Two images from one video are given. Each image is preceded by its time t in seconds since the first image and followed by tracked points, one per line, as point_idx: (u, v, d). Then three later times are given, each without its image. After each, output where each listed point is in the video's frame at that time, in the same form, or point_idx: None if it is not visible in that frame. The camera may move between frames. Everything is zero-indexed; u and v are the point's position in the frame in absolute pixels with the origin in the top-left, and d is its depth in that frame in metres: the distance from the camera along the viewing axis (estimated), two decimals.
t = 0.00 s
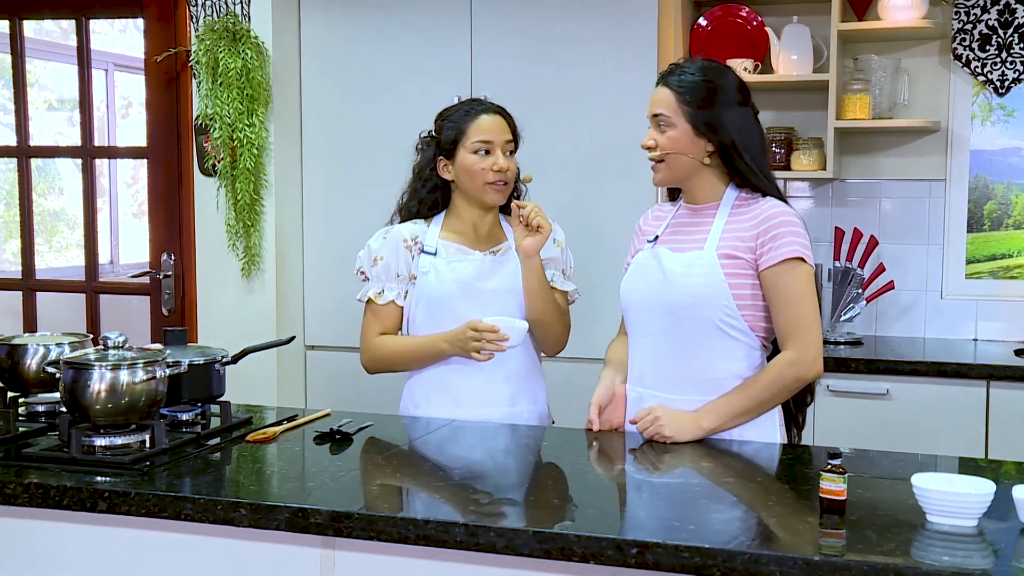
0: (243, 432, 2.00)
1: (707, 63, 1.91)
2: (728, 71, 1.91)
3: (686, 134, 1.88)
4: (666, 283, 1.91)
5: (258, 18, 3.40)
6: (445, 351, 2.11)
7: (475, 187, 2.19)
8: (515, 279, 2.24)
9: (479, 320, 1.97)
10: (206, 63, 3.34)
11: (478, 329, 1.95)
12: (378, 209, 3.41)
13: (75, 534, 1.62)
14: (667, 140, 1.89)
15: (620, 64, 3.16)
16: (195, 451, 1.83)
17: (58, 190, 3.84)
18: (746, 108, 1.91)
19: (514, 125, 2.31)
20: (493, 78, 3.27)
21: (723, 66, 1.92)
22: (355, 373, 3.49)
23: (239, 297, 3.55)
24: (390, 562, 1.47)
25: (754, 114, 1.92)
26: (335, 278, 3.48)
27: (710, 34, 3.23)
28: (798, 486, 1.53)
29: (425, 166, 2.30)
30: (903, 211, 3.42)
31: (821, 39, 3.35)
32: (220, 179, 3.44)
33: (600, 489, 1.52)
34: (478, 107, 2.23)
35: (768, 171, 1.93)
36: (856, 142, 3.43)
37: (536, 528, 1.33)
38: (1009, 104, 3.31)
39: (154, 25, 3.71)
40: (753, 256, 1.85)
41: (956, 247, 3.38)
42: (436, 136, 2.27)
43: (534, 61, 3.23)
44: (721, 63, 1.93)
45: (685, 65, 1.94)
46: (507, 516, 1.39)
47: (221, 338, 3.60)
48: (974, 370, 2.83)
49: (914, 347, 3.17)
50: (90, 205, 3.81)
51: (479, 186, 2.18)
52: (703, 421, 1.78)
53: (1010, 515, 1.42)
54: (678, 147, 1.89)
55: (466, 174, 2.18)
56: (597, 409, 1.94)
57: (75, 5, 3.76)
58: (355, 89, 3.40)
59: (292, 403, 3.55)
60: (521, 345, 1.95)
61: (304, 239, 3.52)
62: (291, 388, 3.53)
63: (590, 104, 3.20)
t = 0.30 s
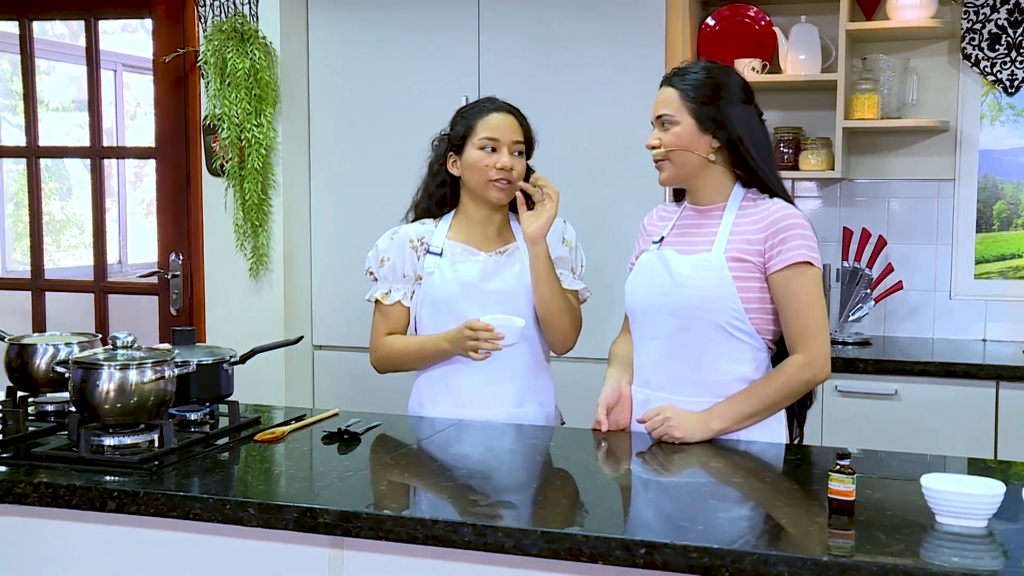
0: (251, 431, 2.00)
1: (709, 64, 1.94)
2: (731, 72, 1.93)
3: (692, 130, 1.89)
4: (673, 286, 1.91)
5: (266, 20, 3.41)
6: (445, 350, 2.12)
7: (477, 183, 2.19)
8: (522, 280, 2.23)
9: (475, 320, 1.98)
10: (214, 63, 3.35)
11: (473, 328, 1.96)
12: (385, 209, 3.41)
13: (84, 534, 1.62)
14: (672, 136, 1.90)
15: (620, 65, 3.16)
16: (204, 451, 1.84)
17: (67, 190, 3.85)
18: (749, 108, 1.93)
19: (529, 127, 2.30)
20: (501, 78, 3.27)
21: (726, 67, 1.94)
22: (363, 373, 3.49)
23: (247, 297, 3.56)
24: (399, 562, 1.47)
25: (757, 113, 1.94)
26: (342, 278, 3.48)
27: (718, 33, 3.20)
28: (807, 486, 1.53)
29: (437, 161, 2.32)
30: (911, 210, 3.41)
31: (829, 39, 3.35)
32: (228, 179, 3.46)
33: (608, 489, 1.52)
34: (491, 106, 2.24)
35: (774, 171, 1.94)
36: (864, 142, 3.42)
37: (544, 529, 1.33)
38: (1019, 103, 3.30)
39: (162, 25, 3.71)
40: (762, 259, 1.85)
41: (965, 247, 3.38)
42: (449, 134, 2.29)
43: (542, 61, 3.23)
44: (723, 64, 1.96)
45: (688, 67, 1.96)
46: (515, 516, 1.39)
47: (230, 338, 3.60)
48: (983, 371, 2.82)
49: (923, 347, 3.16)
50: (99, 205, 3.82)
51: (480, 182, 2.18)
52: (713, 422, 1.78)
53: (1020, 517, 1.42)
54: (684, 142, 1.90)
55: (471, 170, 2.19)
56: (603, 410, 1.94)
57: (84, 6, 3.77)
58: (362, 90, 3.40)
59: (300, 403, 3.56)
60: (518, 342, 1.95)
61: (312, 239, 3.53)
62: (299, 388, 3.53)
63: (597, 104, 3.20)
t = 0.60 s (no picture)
0: (263, 431, 2.01)
1: (716, 67, 1.95)
2: (738, 75, 1.94)
3: (698, 128, 1.89)
4: (683, 289, 1.90)
5: (278, 21, 3.42)
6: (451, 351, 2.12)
7: (498, 183, 2.19)
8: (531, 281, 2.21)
9: (479, 321, 1.98)
10: (226, 64, 3.36)
11: (478, 331, 1.96)
12: (396, 209, 3.42)
13: (98, 533, 1.63)
14: (678, 133, 1.90)
15: (620, 64, 3.17)
16: (216, 451, 1.84)
17: (79, 190, 3.87)
18: (756, 109, 1.93)
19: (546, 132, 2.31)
20: (511, 78, 3.27)
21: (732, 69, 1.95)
22: (374, 373, 3.49)
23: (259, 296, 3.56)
24: (411, 562, 1.47)
25: (764, 115, 1.94)
26: (354, 278, 3.48)
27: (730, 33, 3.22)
28: (819, 487, 1.52)
29: (452, 161, 2.31)
30: (924, 210, 3.40)
31: (841, 39, 3.34)
32: (240, 179, 3.47)
33: (620, 489, 1.51)
34: (512, 107, 2.24)
35: (782, 173, 1.94)
36: (877, 142, 3.41)
37: (556, 529, 1.33)
38: None
39: (175, 26, 3.73)
40: (771, 260, 1.84)
41: (977, 247, 3.36)
42: (466, 132, 2.28)
43: (553, 61, 3.23)
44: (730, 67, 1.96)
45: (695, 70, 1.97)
46: (526, 516, 1.39)
47: (242, 338, 3.61)
48: (995, 371, 2.81)
49: (935, 348, 3.15)
50: (111, 205, 3.83)
51: (500, 182, 2.18)
52: (725, 422, 1.78)
53: None
54: (691, 140, 1.90)
55: (491, 169, 2.19)
56: (614, 410, 1.94)
57: (97, 6, 3.78)
58: (373, 90, 3.41)
59: (312, 403, 3.57)
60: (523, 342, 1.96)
61: (323, 240, 3.53)
62: (310, 388, 3.54)
63: (608, 104, 3.19)
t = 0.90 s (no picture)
0: (271, 431, 2.01)
1: (713, 67, 1.95)
2: (735, 74, 1.93)
3: (698, 129, 1.89)
4: (689, 291, 1.90)
5: (287, 20, 3.43)
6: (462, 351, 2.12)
7: (511, 180, 2.19)
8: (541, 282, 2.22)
9: (494, 323, 1.98)
10: (234, 64, 3.37)
11: (493, 332, 1.96)
12: (404, 209, 3.42)
13: (107, 533, 1.63)
14: (678, 135, 1.90)
15: (628, 64, 3.16)
16: (225, 451, 1.84)
17: (88, 190, 3.88)
18: (754, 107, 1.93)
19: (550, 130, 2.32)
20: (519, 79, 3.27)
21: (729, 69, 1.95)
22: (382, 373, 3.50)
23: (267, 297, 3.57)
24: (420, 562, 1.47)
25: (763, 113, 1.94)
26: (362, 278, 3.49)
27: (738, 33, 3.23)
28: (828, 488, 1.52)
29: (461, 164, 2.31)
30: (933, 210, 3.39)
31: (849, 39, 3.33)
32: (248, 179, 3.47)
33: (628, 489, 1.51)
34: (517, 106, 2.26)
35: (783, 170, 1.94)
36: (886, 142, 3.40)
37: (564, 529, 1.33)
38: None
39: (183, 26, 3.73)
40: (776, 260, 1.84)
41: (987, 247, 3.35)
42: (472, 134, 2.29)
43: (560, 61, 3.23)
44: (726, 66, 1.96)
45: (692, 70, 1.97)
46: (535, 516, 1.39)
47: (250, 338, 3.62)
48: (1004, 372, 2.80)
49: (944, 348, 3.14)
50: (120, 205, 3.84)
51: (515, 178, 2.18)
52: (733, 422, 1.78)
53: None
54: (691, 141, 1.90)
55: (504, 167, 2.18)
56: (621, 410, 1.94)
57: (106, 7, 3.79)
58: (381, 90, 3.41)
59: (320, 403, 3.57)
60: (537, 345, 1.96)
61: (331, 240, 3.54)
62: (318, 387, 3.55)
63: (616, 104, 3.19)
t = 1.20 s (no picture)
0: (278, 431, 2.01)
1: (705, 67, 1.93)
2: (728, 74, 1.92)
3: (695, 134, 1.88)
4: (694, 294, 1.90)
5: (293, 20, 3.44)
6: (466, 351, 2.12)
7: (509, 182, 2.19)
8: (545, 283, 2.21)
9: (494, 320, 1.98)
10: (241, 65, 3.39)
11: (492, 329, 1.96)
12: (410, 209, 3.42)
13: (114, 532, 1.64)
14: (678, 141, 1.89)
15: (635, 64, 3.16)
16: (232, 450, 1.85)
17: (94, 190, 3.88)
18: (749, 106, 1.93)
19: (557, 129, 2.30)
20: (525, 79, 3.27)
21: (721, 69, 1.93)
22: (387, 372, 3.50)
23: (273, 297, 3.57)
24: (426, 561, 1.47)
25: (758, 110, 1.94)
26: (367, 278, 3.49)
27: (743, 32, 3.24)
28: (835, 488, 1.52)
29: (467, 165, 2.32)
30: (940, 210, 3.39)
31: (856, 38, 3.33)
32: (255, 179, 3.49)
33: (634, 489, 1.51)
34: (521, 107, 2.25)
35: (782, 166, 1.93)
36: (893, 142, 3.40)
37: (571, 529, 1.33)
38: None
39: (190, 27, 3.75)
40: (780, 260, 1.84)
41: (994, 247, 3.34)
42: (477, 135, 2.29)
43: (566, 61, 3.23)
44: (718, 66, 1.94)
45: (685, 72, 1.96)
46: (541, 516, 1.39)
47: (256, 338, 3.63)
48: (1011, 372, 2.80)
49: (950, 348, 3.13)
50: (127, 205, 3.84)
51: (513, 181, 2.18)
52: (739, 423, 1.77)
53: None
54: (689, 147, 1.89)
55: (503, 169, 2.19)
56: (627, 410, 1.93)
57: (113, 7, 3.79)
58: (387, 90, 3.41)
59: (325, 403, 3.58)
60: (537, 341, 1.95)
61: (336, 239, 3.54)
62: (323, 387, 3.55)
63: (621, 104, 3.19)
